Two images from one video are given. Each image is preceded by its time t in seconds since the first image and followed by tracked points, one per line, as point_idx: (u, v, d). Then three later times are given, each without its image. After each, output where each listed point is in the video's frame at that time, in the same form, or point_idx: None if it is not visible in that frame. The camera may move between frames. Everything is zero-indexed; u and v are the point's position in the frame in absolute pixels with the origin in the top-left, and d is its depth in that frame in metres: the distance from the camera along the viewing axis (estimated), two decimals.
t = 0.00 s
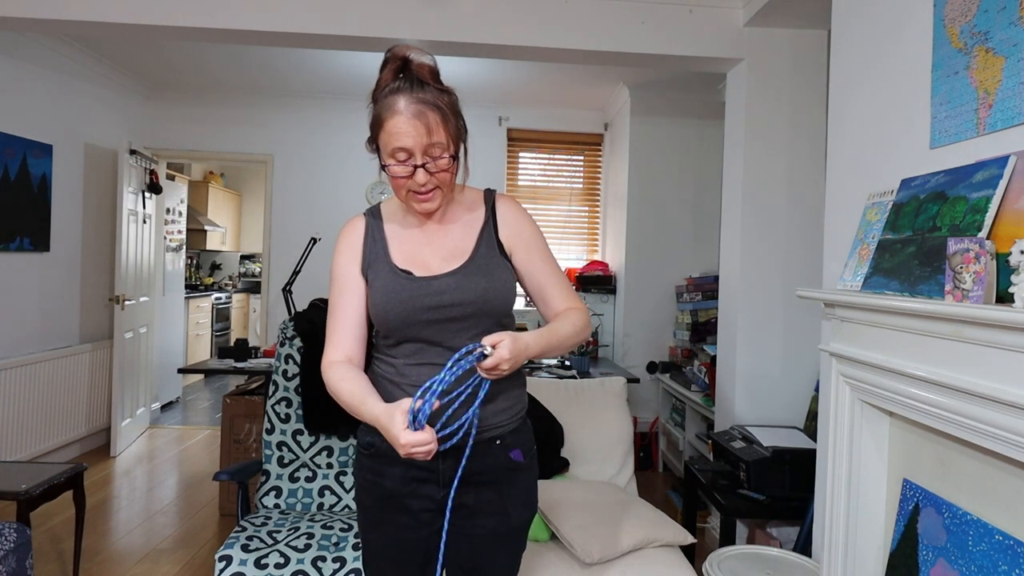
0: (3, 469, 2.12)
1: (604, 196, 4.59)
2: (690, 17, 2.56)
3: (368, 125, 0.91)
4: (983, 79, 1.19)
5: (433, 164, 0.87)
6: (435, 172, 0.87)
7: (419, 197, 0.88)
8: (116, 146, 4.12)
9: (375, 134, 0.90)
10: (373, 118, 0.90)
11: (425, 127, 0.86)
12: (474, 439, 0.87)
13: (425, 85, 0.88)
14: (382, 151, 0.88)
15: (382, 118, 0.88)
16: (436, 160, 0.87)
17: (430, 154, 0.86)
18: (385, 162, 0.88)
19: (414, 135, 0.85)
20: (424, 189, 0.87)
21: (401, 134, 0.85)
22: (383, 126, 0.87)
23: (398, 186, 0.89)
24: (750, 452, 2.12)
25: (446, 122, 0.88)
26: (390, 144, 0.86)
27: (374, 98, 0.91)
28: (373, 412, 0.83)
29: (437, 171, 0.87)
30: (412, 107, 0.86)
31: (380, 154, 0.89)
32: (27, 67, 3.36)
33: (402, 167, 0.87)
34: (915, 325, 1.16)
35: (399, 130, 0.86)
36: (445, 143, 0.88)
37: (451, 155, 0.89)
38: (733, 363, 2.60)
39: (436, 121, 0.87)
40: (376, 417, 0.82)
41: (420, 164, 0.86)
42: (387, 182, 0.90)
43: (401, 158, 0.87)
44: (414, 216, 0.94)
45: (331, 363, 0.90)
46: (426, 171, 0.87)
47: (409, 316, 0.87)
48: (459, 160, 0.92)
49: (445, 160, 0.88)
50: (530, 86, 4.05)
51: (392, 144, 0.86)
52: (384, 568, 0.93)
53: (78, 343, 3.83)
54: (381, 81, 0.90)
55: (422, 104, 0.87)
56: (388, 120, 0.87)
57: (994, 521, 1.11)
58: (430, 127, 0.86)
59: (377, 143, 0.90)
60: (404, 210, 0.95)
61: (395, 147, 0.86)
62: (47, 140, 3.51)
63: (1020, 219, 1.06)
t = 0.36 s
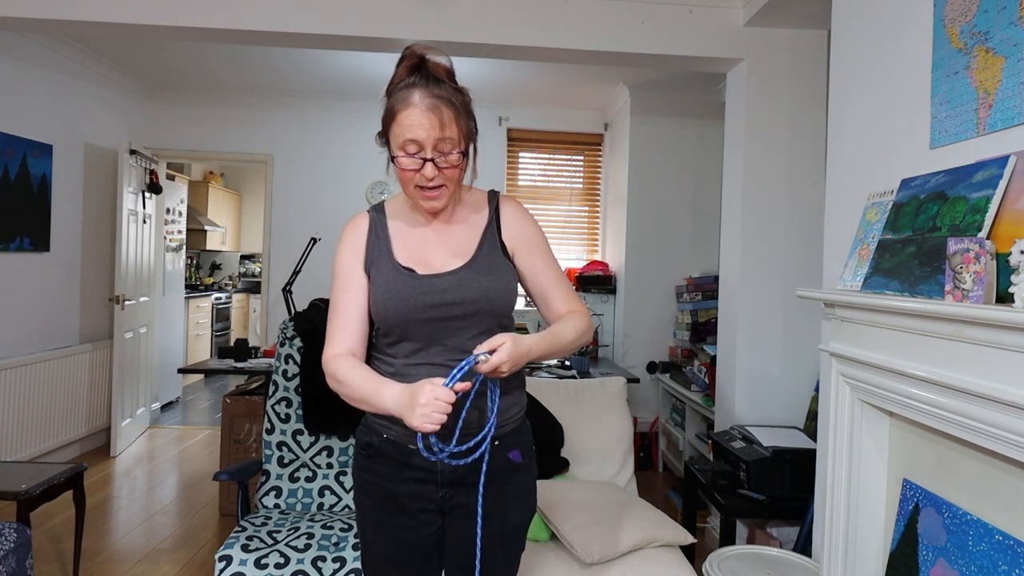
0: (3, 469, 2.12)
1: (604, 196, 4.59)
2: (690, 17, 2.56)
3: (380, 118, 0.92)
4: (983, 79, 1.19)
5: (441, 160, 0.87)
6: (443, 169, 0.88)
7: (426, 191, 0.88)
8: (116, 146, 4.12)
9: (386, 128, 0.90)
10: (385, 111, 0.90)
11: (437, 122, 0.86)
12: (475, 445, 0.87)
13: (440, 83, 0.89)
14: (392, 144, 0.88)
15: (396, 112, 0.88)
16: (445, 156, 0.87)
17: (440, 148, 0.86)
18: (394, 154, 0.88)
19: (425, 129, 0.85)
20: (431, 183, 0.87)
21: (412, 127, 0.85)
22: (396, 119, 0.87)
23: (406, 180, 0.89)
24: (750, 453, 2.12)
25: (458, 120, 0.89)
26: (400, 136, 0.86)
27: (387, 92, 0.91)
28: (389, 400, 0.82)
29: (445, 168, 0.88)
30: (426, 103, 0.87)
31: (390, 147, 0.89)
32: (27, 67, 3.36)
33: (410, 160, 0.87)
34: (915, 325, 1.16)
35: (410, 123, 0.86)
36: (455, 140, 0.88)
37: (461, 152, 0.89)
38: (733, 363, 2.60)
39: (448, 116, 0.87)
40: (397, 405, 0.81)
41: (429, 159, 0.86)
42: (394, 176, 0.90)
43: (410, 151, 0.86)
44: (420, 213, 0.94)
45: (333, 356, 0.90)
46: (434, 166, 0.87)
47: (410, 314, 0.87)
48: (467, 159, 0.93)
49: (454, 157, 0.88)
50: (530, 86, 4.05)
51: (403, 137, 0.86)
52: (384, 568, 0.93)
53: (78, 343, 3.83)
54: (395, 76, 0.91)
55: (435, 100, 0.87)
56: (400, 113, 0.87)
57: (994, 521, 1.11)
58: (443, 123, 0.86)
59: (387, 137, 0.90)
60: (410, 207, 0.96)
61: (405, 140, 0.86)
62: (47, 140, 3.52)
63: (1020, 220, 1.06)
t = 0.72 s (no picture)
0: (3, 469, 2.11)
1: (604, 196, 4.60)
2: (690, 17, 2.56)
3: (398, 113, 0.91)
4: (983, 79, 1.19)
5: (461, 154, 0.87)
6: (462, 162, 0.87)
7: (443, 184, 0.87)
8: (116, 146, 4.12)
9: (404, 121, 0.90)
10: (403, 106, 0.91)
11: (461, 116, 0.87)
12: (473, 444, 0.87)
13: (459, 81, 0.90)
14: (411, 135, 0.88)
15: (417, 106, 0.88)
16: (465, 150, 0.87)
17: (461, 142, 0.87)
18: (413, 146, 0.88)
19: (449, 121, 0.86)
20: (450, 176, 0.87)
21: (437, 119, 0.86)
22: (418, 112, 0.87)
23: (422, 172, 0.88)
24: (750, 453, 2.12)
25: (477, 118, 0.90)
26: (421, 127, 0.86)
27: (405, 88, 0.91)
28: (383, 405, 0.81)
29: (464, 162, 0.88)
30: (450, 99, 0.87)
31: (408, 140, 0.89)
32: (27, 67, 3.36)
33: (431, 152, 0.86)
34: (915, 324, 1.16)
35: (433, 114, 0.86)
36: (474, 136, 0.89)
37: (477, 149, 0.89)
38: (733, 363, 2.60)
39: (470, 112, 0.88)
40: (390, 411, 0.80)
41: (450, 151, 0.86)
42: (409, 169, 0.89)
43: (431, 142, 0.86)
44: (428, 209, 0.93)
45: (332, 357, 0.89)
46: (454, 159, 0.87)
47: (413, 309, 0.87)
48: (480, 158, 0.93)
49: (472, 152, 0.88)
50: (530, 86, 4.05)
51: (425, 128, 0.86)
52: (384, 569, 0.93)
53: (78, 343, 3.82)
54: (413, 74, 0.91)
55: (458, 96, 0.88)
56: (422, 106, 0.87)
57: (994, 521, 1.11)
58: (466, 118, 0.87)
59: (404, 130, 0.90)
60: (418, 204, 0.95)
61: (428, 131, 0.86)
62: (47, 140, 3.52)
63: (1020, 219, 1.05)
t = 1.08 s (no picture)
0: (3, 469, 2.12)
1: (604, 196, 4.60)
2: (690, 17, 2.56)
3: (391, 113, 0.92)
4: (983, 79, 1.19)
5: (456, 145, 0.86)
6: (458, 153, 0.87)
7: (440, 177, 0.87)
8: (116, 146, 4.12)
9: (398, 121, 0.90)
10: (397, 105, 0.91)
11: (454, 108, 0.87)
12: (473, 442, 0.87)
13: (449, 75, 0.90)
14: (406, 131, 0.88)
15: (409, 102, 0.88)
16: (461, 140, 0.87)
17: (455, 134, 0.86)
18: (408, 142, 0.88)
19: (443, 113, 0.86)
20: (447, 167, 0.86)
21: (430, 112, 0.86)
22: (411, 108, 0.88)
23: (419, 166, 0.87)
24: (749, 452, 2.12)
25: (470, 110, 0.90)
26: (415, 122, 0.86)
27: (397, 87, 0.92)
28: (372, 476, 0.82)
29: (460, 152, 0.87)
30: (442, 91, 0.87)
31: (403, 137, 0.89)
32: (27, 67, 3.36)
33: (426, 145, 0.86)
34: (915, 324, 1.16)
35: (427, 108, 0.86)
36: (469, 127, 0.88)
37: (473, 141, 0.89)
38: (732, 363, 2.60)
39: (463, 105, 0.88)
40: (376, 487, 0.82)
41: (445, 143, 0.85)
42: (405, 166, 0.89)
43: (426, 135, 0.86)
44: (427, 205, 0.93)
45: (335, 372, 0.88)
46: (450, 149, 0.86)
47: (415, 308, 0.87)
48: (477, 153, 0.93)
49: (467, 143, 0.88)
50: (530, 86, 4.05)
51: (419, 122, 0.86)
52: (385, 570, 0.93)
53: (78, 343, 3.83)
54: (403, 73, 0.92)
55: (450, 89, 0.89)
56: (415, 102, 0.87)
57: (994, 521, 1.11)
58: (459, 109, 0.87)
59: (398, 128, 0.90)
60: (417, 201, 0.94)
61: (422, 125, 0.86)
62: (47, 140, 3.52)
63: (1020, 219, 1.05)
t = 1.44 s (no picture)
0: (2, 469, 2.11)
1: (604, 196, 4.60)
2: (690, 17, 2.56)
3: (386, 121, 0.92)
4: (983, 79, 1.19)
5: (452, 162, 0.88)
6: (454, 169, 0.88)
7: (437, 192, 0.88)
8: (116, 146, 4.12)
9: (393, 132, 0.90)
10: (391, 115, 0.91)
11: (448, 124, 0.87)
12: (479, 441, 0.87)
13: (444, 83, 0.89)
14: (401, 147, 0.89)
15: (403, 115, 0.88)
16: (456, 156, 0.88)
17: (450, 150, 0.87)
18: (404, 158, 0.89)
19: (436, 132, 0.86)
20: (442, 185, 0.87)
21: (424, 130, 0.86)
22: (405, 122, 0.88)
23: (415, 182, 0.89)
24: (750, 452, 2.12)
25: (466, 120, 0.89)
26: (410, 140, 0.87)
27: (391, 97, 0.91)
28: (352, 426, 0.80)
29: (456, 168, 0.88)
30: (435, 105, 0.87)
31: (399, 151, 0.90)
32: (27, 66, 3.36)
33: (421, 163, 0.87)
34: (915, 325, 1.16)
35: (421, 127, 0.86)
36: (465, 140, 0.89)
37: (469, 153, 0.90)
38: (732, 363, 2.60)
39: (458, 117, 0.88)
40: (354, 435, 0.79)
41: (440, 161, 0.87)
42: (403, 179, 0.90)
43: (421, 154, 0.87)
44: (426, 211, 0.94)
45: (319, 351, 0.86)
46: (445, 167, 0.87)
47: (418, 308, 0.87)
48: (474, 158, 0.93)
49: (463, 158, 0.89)
50: (530, 86, 4.04)
51: (414, 140, 0.87)
52: (386, 569, 0.93)
53: (78, 342, 3.82)
54: (398, 80, 0.91)
55: (443, 102, 0.87)
56: (409, 115, 0.87)
57: (994, 521, 1.11)
58: (453, 124, 0.87)
59: (394, 140, 0.90)
60: (416, 205, 0.95)
61: (416, 143, 0.87)
62: (47, 140, 3.52)
63: (1020, 219, 1.05)
